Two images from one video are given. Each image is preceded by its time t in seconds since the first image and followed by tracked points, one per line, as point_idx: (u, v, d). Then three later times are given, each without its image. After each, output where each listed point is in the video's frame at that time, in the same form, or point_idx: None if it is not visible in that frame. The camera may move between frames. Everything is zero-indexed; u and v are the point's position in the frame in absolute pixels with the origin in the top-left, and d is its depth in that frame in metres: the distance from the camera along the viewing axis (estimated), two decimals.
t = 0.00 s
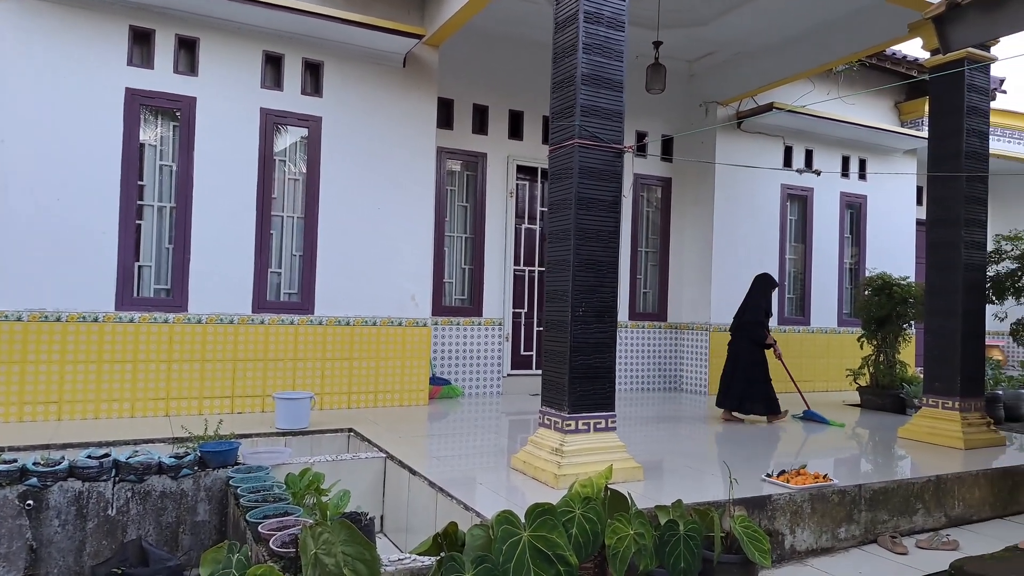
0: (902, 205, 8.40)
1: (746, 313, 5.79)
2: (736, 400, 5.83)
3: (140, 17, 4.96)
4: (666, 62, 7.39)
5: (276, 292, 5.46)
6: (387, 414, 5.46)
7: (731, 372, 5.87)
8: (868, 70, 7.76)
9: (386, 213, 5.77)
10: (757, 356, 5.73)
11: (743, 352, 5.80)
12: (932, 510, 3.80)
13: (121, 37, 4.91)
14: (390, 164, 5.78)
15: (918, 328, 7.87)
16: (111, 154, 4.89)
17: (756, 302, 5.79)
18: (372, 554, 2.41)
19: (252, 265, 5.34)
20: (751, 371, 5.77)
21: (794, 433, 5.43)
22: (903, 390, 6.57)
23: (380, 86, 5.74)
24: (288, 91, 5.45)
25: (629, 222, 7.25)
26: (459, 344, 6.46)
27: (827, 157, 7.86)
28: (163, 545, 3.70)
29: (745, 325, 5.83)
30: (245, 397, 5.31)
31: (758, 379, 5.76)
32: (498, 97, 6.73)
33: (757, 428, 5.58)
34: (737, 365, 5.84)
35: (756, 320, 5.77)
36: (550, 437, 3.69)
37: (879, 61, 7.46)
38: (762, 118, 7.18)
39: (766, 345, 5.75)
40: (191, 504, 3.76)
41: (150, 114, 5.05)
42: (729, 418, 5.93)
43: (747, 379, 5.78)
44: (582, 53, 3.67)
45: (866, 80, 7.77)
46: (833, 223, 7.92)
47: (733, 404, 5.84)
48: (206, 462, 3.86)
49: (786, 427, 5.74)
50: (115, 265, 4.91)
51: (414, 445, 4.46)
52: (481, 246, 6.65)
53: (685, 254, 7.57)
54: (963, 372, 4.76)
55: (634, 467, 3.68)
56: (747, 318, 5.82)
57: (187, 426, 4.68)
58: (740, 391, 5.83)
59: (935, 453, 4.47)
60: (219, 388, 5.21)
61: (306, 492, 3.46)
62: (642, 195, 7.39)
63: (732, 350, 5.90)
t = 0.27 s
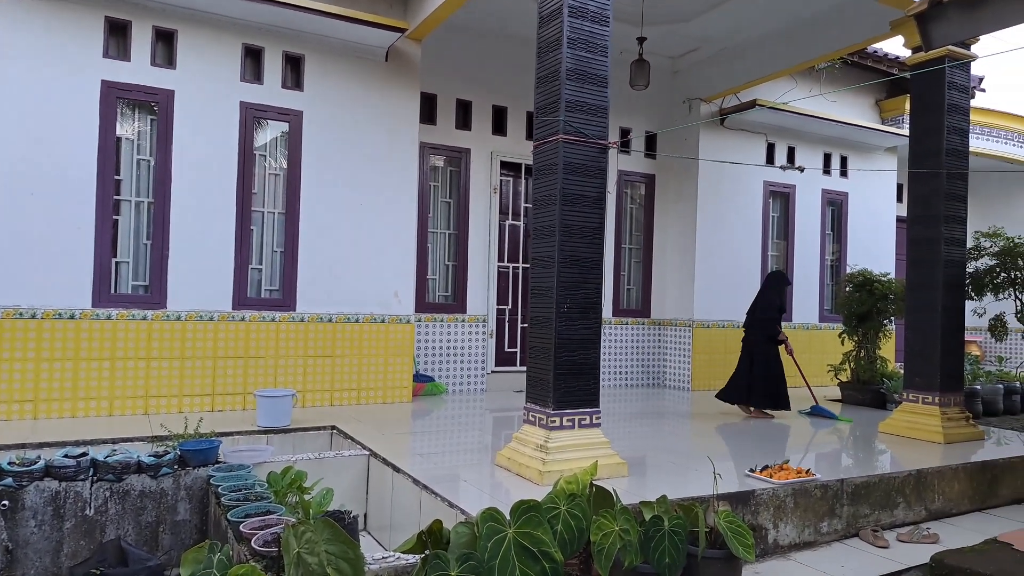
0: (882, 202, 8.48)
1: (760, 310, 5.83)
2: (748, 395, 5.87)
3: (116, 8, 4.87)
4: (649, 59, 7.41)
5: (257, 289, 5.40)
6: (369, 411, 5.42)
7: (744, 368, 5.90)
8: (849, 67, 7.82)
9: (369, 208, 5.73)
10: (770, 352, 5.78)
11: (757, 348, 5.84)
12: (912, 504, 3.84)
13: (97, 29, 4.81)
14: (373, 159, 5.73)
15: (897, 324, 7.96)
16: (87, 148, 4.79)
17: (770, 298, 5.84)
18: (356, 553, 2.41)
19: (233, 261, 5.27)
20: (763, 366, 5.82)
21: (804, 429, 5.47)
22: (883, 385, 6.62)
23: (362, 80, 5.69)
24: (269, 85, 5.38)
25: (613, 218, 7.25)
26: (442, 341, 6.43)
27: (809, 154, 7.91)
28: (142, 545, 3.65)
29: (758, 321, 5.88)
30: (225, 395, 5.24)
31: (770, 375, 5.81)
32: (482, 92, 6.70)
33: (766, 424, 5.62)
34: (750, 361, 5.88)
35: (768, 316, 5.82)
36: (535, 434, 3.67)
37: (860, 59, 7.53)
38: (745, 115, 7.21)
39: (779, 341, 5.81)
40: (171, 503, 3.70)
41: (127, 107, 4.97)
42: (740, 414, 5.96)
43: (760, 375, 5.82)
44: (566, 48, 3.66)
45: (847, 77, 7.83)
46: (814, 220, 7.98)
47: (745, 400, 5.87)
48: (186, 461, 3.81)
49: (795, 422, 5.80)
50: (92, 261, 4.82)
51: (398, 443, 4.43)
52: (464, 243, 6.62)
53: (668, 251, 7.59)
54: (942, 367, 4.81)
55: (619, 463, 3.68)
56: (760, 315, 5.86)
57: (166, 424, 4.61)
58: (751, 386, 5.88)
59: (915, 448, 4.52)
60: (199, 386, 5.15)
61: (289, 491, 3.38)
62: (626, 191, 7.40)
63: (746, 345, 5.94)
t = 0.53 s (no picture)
0: (860, 196, 8.55)
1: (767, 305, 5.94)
2: (758, 389, 5.90)
3: None
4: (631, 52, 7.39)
5: (233, 283, 5.31)
6: (350, 406, 5.36)
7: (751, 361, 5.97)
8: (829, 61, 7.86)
9: (349, 201, 5.65)
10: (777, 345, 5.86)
11: (764, 342, 5.93)
12: (891, 494, 3.87)
13: (66, 16, 4.69)
14: (352, 151, 5.66)
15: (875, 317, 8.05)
16: (57, 138, 4.67)
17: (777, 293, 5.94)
18: (336, 550, 2.35)
19: (208, 255, 5.18)
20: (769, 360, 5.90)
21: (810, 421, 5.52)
22: (860, 376, 6.74)
23: (341, 71, 5.60)
24: (245, 75, 5.28)
25: (594, 211, 7.24)
26: (423, 335, 6.37)
27: (789, 148, 7.95)
28: (116, 544, 3.58)
29: (766, 315, 5.97)
30: (201, 391, 5.15)
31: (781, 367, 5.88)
32: (462, 84, 6.64)
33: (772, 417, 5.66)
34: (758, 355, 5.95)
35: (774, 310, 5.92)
36: (517, 428, 3.65)
37: (840, 52, 7.57)
38: (725, 108, 7.22)
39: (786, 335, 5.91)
40: (146, 501, 3.63)
41: (98, 98, 4.85)
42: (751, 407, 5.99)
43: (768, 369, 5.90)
44: (548, 39, 3.62)
45: (826, 71, 7.87)
46: (794, 214, 8.03)
47: (756, 393, 5.90)
48: (162, 458, 3.72)
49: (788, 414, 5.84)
50: (63, 255, 4.71)
51: (378, 438, 4.38)
52: (445, 236, 6.56)
53: (649, 244, 7.60)
54: (920, 358, 4.86)
55: (601, 456, 3.66)
56: (767, 309, 5.95)
57: (140, 421, 4.52)
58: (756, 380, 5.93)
59: (893, 439, 4.56)
60: (175, 381, 5.05)
61: (267, 487, 3.35)
62: (607, 184, 7.39)
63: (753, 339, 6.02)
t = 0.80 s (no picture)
0: (835, 192, 8.63)
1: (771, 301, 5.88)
2: (768, 383, 5.93)
3: None
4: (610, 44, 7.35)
5: (204, 274, 5.19)
6: (323, 400, 5.27)
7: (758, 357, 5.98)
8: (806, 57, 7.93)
9: (324, 191, 5.55)
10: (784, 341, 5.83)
11: (768, 337, 5.91)
12: (864, 488, 3.90)
13: None
14: (328, 141, 5.56)
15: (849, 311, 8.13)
16: (20, 124, 4.52)
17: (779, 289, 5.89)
18: (306, 547, 2.29)
19: (178, 245, 5.05)
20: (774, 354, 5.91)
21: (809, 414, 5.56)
22: (835, 371, 6.80)
23: (316, 59, 5.49)
24: (217, 61, 5.15)
25: (572, 205, 7.21)
26: (400, 328, 6.30)
27: (766, 143, 7.99)
28: (80, 541, 3.50)
29: (770, 310, 5.94)
30: (171, 384, 5.04)
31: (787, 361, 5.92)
32: (440, 74, 6.56)
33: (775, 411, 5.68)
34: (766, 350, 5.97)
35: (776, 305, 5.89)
36: (493, 422, 3.61)
37: (816, 49, 7.66)
38: (704, 103, 7.22)
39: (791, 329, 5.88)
40: (111, 497, 3.53)
41: (64, 83, 4.70)
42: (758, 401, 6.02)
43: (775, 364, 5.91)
44: (526, 29, 3.56)
45: (803, 67, 7.91)
46: (770, 209, 8.08)
47: (766, 388, 5.93)
48: (128, 452, 3.61)
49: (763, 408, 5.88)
50: (27, 244, 4.57)
51: (352, 432, 4.31)
52: (422, 227, 6.49)
53: (627, 238, 7.59)
54: (893, 353, 4.90)
55: (577, 450, 3.63)
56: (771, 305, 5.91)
57: (107, 414, 4.40)
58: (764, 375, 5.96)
59: (867, 433, 4.60)
60: (143, 374, 4.93)
61: (236, 483, 3.28)
62: (586, 178, 7.36)
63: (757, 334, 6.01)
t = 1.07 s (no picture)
0: (818, 189, 8.66)
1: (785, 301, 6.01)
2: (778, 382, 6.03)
3: None
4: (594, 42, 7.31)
5: (181, 273, 5.09)
6: (304, 401, 5.19)
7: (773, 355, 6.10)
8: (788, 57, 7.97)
9: (304, 189, 5.47)
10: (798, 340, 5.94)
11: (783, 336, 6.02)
12: (849, 486, 3.89)
13: None
14: (308, 138, 5.47)
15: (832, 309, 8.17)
16: None
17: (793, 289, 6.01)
18: (282, 554, 2.23)
19: (155, 243, 4.95)
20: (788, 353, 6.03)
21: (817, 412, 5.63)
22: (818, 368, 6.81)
23: (296, 54, 5.40)
24: (195, 56, 5.04)
25: (557, 202, 7.17)
26: (382, 327, 6.22)
27: (749, 140, 7.99)
28: (50, 548, 3.39)
29: (783, 310, 6.07)
30: (148, 385, 4.93)
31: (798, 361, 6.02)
32: (422, 71, 6.49)
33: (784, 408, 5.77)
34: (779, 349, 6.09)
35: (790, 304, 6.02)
36: (476, 422, 3.55)
37: (799, 47, 7.67)
38: (687, 100, 7.21)
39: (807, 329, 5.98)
40: (83, 502, 3.44)
41: (37, 78, 4.58)
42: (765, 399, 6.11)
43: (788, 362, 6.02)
44: (508, 24, 3.51)
45: (785, 65, 7.93)
46: (754, 207, 8.09)
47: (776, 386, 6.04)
48: (101, 456, 3.52)
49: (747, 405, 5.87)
50: None
51: (333, 433, 4.24)
52: (405, 226, 6.42)
53: (611, 236, 7.56)
54: (876, 350, 4.91)
55: (561, 451, 3.58)
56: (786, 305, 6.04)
57: (80, 417, 4.30)
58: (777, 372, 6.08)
59: (851, 430, 4.60)
60: (119, 375, 4.82)
61: (212, 487, 3.19)
62: (570, 176, 7.32)
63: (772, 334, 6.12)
